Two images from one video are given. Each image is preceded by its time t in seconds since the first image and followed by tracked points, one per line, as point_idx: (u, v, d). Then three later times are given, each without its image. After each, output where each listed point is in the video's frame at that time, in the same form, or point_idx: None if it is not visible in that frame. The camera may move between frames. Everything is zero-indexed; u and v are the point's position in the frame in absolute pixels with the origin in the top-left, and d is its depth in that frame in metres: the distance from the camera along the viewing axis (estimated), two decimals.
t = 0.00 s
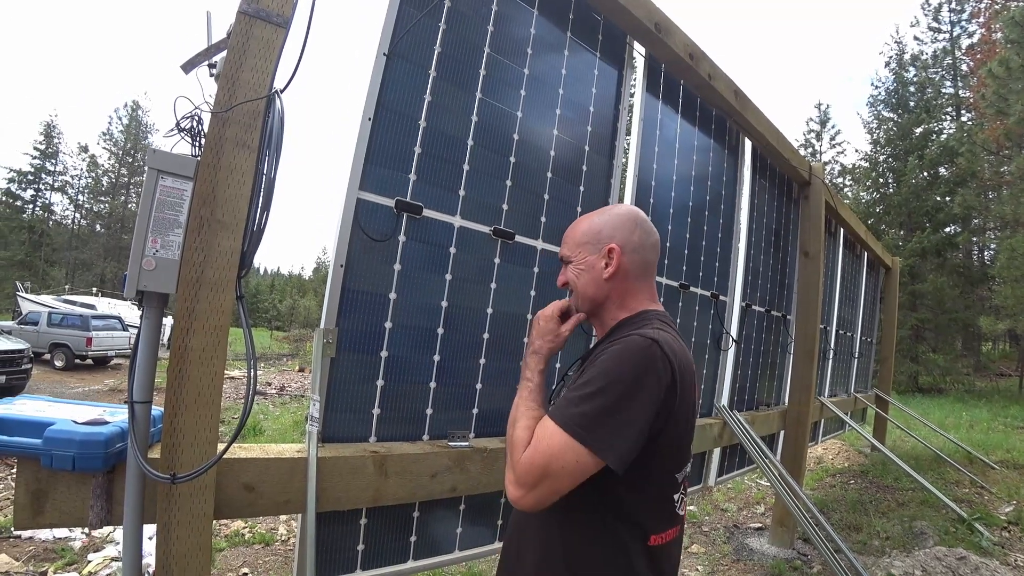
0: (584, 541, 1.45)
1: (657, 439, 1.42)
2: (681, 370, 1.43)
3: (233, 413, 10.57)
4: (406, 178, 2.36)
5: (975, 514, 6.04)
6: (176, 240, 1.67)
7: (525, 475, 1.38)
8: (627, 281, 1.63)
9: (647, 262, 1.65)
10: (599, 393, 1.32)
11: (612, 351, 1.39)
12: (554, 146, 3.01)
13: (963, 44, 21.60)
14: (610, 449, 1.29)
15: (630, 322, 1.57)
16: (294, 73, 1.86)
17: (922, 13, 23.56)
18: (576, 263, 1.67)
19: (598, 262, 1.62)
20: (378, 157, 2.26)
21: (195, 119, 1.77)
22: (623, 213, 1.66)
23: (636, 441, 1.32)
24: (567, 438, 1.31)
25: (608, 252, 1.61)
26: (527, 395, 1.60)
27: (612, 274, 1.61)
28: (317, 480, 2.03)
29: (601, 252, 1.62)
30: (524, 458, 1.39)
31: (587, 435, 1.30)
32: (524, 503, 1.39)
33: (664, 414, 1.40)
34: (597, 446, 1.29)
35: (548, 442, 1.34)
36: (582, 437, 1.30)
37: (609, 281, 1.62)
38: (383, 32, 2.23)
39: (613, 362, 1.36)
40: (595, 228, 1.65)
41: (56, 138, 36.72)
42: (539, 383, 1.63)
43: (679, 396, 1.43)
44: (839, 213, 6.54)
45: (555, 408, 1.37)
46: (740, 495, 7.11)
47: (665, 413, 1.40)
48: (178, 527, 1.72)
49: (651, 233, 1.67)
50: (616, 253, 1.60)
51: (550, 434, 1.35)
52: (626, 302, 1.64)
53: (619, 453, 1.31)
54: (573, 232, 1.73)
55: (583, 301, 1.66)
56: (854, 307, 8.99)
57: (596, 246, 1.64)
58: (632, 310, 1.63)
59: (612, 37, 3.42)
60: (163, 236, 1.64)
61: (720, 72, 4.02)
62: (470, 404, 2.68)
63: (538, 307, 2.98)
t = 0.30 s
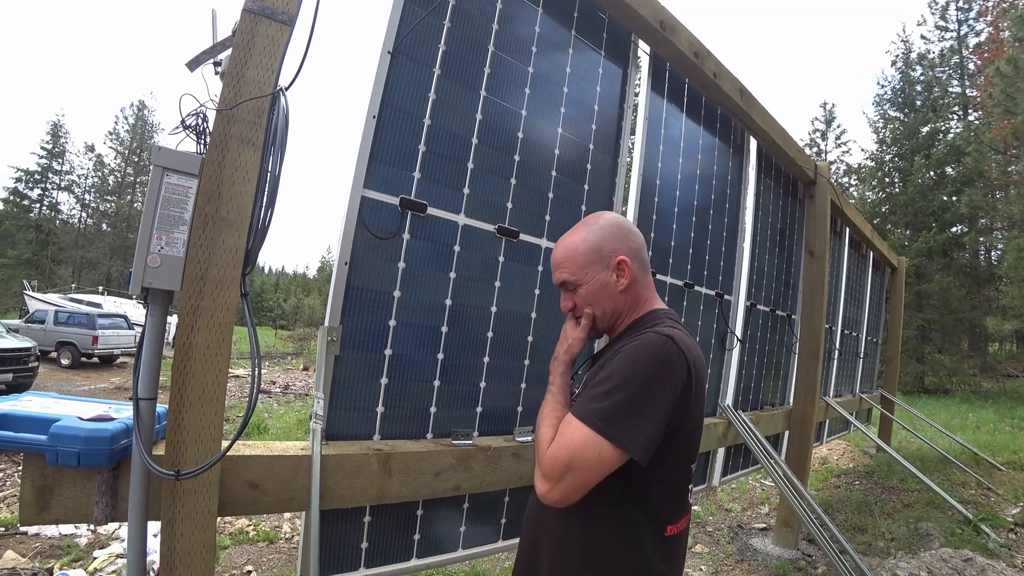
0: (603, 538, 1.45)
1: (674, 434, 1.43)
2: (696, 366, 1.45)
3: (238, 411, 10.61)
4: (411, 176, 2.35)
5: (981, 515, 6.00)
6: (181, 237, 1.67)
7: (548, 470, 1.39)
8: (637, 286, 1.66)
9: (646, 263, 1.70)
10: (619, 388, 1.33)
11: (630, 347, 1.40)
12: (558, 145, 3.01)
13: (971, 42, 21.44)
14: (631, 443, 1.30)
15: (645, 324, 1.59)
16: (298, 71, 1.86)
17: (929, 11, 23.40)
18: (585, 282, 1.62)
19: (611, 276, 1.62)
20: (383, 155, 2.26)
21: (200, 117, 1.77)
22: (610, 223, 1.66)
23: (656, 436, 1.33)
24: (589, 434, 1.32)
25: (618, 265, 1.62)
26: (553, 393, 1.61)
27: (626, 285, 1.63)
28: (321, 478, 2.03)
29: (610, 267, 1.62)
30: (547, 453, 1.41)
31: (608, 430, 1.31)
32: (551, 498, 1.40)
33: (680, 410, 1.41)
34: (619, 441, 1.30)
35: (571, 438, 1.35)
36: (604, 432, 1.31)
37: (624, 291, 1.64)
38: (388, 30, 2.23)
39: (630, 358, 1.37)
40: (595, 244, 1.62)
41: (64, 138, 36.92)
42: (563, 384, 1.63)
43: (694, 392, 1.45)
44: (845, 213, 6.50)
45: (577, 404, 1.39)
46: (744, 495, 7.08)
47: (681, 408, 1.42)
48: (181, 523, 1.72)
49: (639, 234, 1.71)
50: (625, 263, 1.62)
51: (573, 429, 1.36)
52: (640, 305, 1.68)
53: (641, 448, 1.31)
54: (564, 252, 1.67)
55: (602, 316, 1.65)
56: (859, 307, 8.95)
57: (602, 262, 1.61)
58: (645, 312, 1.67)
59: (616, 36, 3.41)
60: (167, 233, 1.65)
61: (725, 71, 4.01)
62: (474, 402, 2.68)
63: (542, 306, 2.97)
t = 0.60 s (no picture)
0: (641, 535, 1.52)
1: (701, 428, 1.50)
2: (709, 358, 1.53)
3: (241, 411, 10.64)
4: (413, 175, 2.36)
5: (985, 513, 5.98)
6: (185, 236, 1.68)
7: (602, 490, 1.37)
8: (637, 284, 1.68)
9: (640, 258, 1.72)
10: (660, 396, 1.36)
11: (654, 351, 1.43)
12: (560, 144, 3.01)
13: (974, 39, 21.34)
14: (679, 446, 1.36)
15: (651, 323, 1.62)
16: (300, 71, 1.86)
17: (932, 7, 23.30)
18: (587, 286, 1.62)
19: (611, 278, 1.63)
20: (385, 154, 2.26)
21: (202, 116, 1.78)
22: (602, 224, 1.66)
23: (695, 433, 1.39)
24: (640, 445, 1.33)
25: (617, 266, 1.62)
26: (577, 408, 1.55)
27: (626, 285, 1.64)
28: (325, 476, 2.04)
29: (609, 269, 1.62)
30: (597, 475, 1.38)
31: (656, 437, 1.34)
32: (608, 521, 1.37)
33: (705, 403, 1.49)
34: (668, 446, 1.34)
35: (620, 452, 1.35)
36: (654, 440, 1.34)
37: (626, 291, 1.65)
38: (390, 29, 2.23)
39: (661, 364, 1.40)
40: (592, 248, 1.62)
41: (66, 139, 37.05)
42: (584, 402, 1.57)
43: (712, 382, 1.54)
44: (847, 210, 6.48)
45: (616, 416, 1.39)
46: (747, 493, 7.07)
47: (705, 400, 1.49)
48: (187, 520, 1.73)
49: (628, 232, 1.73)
50: (624, 263, 1.63)
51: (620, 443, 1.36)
52: (640, 304, 1.69)
53: (687, 447, 1.37)
54: (562, 259, 1.66)
55: (605, 319, 1.66)
56: (863, 305, 8.92)
57: (601, 265, 1.61)
58: (645, 311, 1.69)
59: (617, 34, 3.41)
60: (171, 232, 1.65)
61: (727, 68, 4.00)
62: (477, 400, 2.69)
63: (544, 305, 2.97)
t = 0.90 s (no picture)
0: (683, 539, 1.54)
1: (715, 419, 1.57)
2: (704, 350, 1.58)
3: (242, 412, 10.66)
4: (413, 178, 2.38)
5: (985, 514, 5.99)
6: (187, 238, 1.70)
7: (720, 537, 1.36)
8: (628, 284, 1.69)
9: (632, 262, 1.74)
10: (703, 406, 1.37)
11: (675, 362, 1.41)
12: (559, 146, 3.03)
13: (974, 40, 21.38)
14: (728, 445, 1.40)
15: (645, 323, 1.63)
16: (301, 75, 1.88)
17: (933, 9, 23.34)
18: (580, 288, 1.63)
19: (604, 280, 1.64)
20: (385, 157, 2.28)
21: (205, 120, 1.80)
22: (593, 227, 1.68)
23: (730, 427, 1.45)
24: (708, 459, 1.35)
25: (609, 268, 1.64)
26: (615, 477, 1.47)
27: (617, 286, 1.66)
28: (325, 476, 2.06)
29: (602, 271, 1.64)
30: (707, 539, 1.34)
31: (712, 446, 1.35)
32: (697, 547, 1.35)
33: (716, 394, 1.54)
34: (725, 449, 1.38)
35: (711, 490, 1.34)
36: (715, 449, 1.35)
37: (618, 292, 1.67)
38: (390, 33, 2.25)
39: (685, 376, 1.39)
40: (584, 251, 1.63)
41: (68, 140, 37.14)
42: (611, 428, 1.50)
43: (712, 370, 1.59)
44: (847, 212, 6.50)
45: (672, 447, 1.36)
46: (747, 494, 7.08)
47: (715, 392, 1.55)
48: (187, 520, 1.74)
49: (620, 237, 1.75)
50: (615, 265, 1.65)
51: (695, 476, 1.35)
52: (631, 304, 1.71)
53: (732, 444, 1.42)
54: (555, 263, 1.67)
55: (598, 320, 1.67)
56: (862, 306, 8.94)
57: (593, 267, 1.63)
58: (638, 311, 1.70)
59: (616, 37, 3.42)
60: (174, 234, 1.67)
61: (726, 71, 4.02)
62: (476, 401, 2.70)
63: (543, 306, 2.99)
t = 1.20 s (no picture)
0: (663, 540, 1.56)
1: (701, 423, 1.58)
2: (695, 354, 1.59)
3: (237, 412, 10.63)
4: (407, 176, 2.39)
5: (976, 510, 6.05)
6: (180, 237, 1.70)
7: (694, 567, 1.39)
8: (619, 283, 1.68)
9: (631, 261, 1.71)
10: (687, 411, 1.39)
11: (662, 366, 1.42)
12: (553, 145, 3.04)
13: (967, 40, 21.52)
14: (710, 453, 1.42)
15: (633, 325, 1.63)
16: (295, 73, 1.88)
17: (926, 9, 23.48)
18: (567, 281, 1.68)
19: (592, 276, 1.66)
20: (379, 156, 2.29)
21: (198, 118, 1.80)
22: (592, 223, 1.69)
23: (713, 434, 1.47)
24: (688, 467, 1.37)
25: (597, 265, 1.65)
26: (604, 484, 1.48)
27: (605, 283, 1.66)
28: (319, 474, 2.06)
29: (590, 267, 1.65)
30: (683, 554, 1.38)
31: (691, 454, 1.37)
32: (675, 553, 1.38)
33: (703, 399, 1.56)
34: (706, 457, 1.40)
35: (682, 518, 1.39)
36: (695, 456, 1.38)
37: (605, 290, 1.67)
38: (384, 31, 2.26)
39: (668, 381, 1.40)
40: (575, 246, 1.67)
41: (60, 139, 36.88)
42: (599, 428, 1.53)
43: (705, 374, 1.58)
44: (840, 210, 6.54)
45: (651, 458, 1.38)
46: (741, 492, 7.12)
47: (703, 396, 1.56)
48: (181, 518, 1.75)
49: (624, 233, 1.72)
50: (604, 263, 1.65)
51: (669, 494, 1.39)
52: (621, 304, 1.70)
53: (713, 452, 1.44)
54: (551, 253, 1.73)
55: (584, 314, 1.70)
56: (855, 305, 9.00)
57: (581, 262, 1.66)
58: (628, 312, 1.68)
59: (610, 36, 3.44)
60: (167, 233, 1.67)
61: (719, 70, 4.04)
62: (470, 399, 2.71)
63: (537, 304, 3.00)
